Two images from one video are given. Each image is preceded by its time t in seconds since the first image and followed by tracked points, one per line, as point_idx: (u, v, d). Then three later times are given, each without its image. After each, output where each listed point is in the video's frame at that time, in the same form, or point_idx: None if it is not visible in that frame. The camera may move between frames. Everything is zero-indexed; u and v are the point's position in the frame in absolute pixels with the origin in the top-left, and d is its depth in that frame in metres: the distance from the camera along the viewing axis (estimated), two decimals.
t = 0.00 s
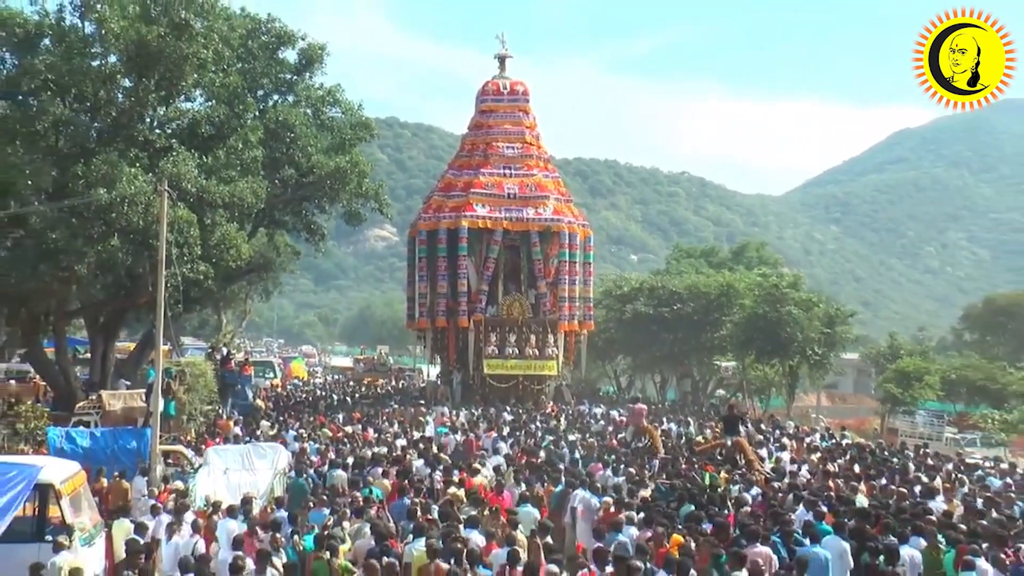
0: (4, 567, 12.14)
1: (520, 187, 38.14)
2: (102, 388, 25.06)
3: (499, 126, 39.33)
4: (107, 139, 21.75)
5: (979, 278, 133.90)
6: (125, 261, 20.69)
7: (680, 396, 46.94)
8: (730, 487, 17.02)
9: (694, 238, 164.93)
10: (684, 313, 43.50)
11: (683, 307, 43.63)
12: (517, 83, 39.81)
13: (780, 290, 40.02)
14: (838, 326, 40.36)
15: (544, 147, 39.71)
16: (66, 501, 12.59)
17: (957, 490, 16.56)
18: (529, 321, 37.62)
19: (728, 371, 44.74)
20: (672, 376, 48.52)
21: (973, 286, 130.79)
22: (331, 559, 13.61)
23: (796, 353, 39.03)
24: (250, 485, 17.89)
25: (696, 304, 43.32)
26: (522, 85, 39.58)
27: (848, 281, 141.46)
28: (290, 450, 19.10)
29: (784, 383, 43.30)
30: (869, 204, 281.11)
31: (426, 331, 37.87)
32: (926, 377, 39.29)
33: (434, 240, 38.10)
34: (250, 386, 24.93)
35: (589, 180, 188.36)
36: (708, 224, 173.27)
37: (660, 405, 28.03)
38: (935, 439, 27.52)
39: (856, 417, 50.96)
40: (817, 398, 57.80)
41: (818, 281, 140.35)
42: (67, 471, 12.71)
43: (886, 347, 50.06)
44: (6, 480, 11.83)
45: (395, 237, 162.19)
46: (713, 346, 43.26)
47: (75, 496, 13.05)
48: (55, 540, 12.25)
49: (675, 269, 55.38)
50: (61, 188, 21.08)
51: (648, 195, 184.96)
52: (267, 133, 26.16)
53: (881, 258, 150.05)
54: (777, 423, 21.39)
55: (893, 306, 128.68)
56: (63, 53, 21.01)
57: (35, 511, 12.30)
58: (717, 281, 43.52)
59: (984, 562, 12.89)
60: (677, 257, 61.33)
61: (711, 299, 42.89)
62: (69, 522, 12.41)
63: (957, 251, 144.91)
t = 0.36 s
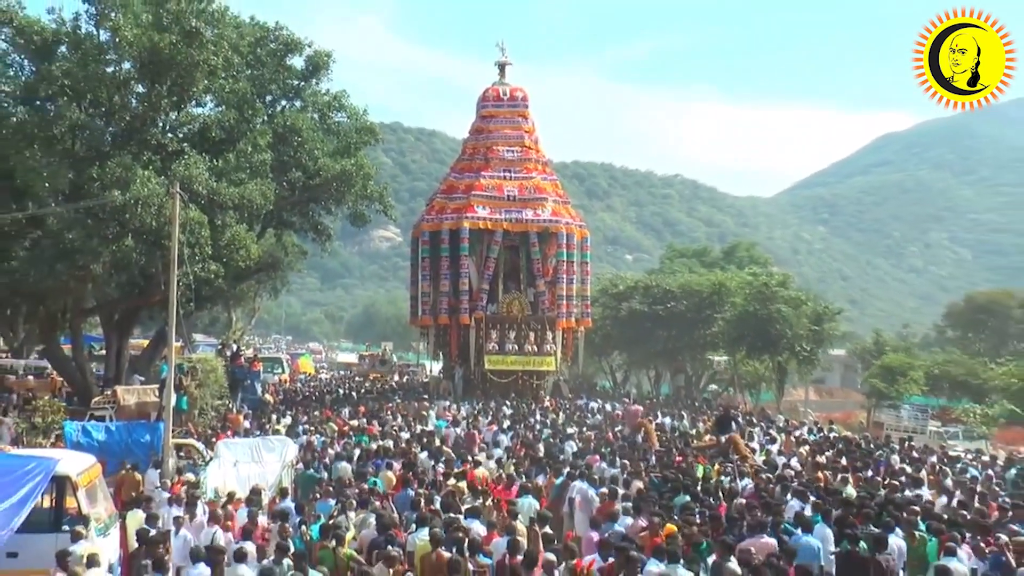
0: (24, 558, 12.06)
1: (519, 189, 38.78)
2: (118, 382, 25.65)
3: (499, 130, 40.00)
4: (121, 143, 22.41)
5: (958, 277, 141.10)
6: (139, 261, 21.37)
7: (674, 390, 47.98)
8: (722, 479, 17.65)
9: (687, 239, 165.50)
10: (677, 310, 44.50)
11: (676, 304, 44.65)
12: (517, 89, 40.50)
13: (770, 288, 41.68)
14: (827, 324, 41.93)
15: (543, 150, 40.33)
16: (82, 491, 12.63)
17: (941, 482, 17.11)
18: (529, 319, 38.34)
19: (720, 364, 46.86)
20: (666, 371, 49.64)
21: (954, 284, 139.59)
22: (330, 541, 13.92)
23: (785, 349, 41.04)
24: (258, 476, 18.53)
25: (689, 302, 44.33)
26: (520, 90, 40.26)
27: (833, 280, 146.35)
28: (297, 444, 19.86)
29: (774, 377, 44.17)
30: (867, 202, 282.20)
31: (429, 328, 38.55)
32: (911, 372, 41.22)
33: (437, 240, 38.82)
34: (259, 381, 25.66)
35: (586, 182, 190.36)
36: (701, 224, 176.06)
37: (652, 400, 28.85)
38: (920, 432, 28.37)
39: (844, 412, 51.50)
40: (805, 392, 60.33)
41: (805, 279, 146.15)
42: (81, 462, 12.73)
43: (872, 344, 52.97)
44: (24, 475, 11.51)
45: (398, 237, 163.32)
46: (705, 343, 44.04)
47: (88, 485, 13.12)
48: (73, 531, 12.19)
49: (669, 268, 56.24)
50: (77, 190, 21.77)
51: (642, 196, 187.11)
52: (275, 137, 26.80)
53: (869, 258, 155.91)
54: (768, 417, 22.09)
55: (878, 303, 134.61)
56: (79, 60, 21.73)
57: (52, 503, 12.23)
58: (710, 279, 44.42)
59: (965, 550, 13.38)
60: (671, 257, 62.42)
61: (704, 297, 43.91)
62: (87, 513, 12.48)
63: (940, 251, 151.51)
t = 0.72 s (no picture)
0: (45, 546, 12.62)
1: (519, 193, 39.47)
2: (132, 379, 26.39)
3: (500, 136, 40.70)
4: (136, 148, 23.20)
5: (940, 277, 154.28)
6: (153, 262, 22.13)
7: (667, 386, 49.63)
8: (715, 471, 18.29)
9: (680, 241, 172.51)
10: (671, 309, 45.70)
11: (671, 304, 45.86)
12: (517, 96, 41.21)
13: (761, 288, 42.39)
14: (815, 322, 43.04)
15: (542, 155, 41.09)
16: (99, 484, 13.23)
17: (926, 477, 17.58)
18: (529, 318, 39.01)
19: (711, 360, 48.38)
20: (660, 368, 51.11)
21: (936, 284, 152.07)
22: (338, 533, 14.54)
23: (775, 347, 41.65)
24: (268, 469, 19.18)
25: (683, 301, 45.61)
26: (520, 97, 40.99)
27: (821, 280, 158.14)
28: (305, 438, 20.56)
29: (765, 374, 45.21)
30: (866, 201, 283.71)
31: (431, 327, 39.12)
32: (896, 369, 44.05)
33: (440, 242, 39.56)
34: (268, 377, 26.41)
35: (583, 186, 194.57)
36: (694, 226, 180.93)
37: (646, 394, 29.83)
38: (904, 427, 29.35)
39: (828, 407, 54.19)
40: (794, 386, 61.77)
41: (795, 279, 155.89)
42: (99, 456, 13.30)
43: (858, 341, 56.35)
44: (41, 468, 11.00)
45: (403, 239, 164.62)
46: (698, 341, 45.29)
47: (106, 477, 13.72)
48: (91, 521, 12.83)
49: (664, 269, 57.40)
50: (94, 193, 22.54)
51: (638, 200, 192.41)
52: (283, 143, 27.53)
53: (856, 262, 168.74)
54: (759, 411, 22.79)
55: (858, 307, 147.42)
56: (96, 68, 22.54)
57: (71, 495, 12.86)
58: (703, 279, 45.89)
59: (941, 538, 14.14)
60: (665, 257, 63.57)
61: (697, 296, 45.28)
62: (104, 505, 13.07)
63: (923, 254, 166.91)
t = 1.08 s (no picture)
0: (60, 538, 13.21)
1: (518, 196, 40.13)
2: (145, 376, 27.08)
3: (500, 141, 41.26)
4: (148, 152, 24.06)
5: (926, 276, 155.87)
6: (165, 263, 22.79)
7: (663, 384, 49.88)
8: (708, 465, 18.87)
9: (673, 242, 178.48)
10: (666, 308, 46.40)
11: (666, 303, 46.56)
12: (516, 102, 41.86)
13: (753, 288, 43.53)
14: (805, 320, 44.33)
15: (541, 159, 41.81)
16: (112, 478, 13.82)
17: (913, 472, 18.05)
18: (529, 317, 40.02)
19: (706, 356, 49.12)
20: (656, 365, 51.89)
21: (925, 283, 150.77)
22: (343, 525, 15.08)
23: (767, 344, 42.63)
24: (275, 463, 19.87)
25: (678, 301, 46.28)
26: (520, 103, 41.64)
27: (811, 280, 162.24)
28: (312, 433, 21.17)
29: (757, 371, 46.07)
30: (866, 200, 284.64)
31: (434, 325, 39.77)
32: (883, 366, 45.69)
33: (442, 243, 40.24)
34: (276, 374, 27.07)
35: (582, 189, 197.33)
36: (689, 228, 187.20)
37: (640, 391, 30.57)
38: (890, 422, 30.15)
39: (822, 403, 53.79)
40: (785, 383, 62.85)
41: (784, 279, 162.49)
42: (112, 451, 13.89)
43: (846, 339, 57.86)
44: (57, 462, 11.61)
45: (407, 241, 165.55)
46: (692, 339, 45.90)
47: (118, 471, 14.35)
48: (103, 514, 13.41)
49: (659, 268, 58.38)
50: (108, 196, 23.23)
51: (635, 202, 196.42)
52: (290, 147, 28.16)
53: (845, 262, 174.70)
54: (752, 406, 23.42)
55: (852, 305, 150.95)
56: (109, 74, 23.15)
57: (84, 489, 13.42)
58: (697, 279, 46.53)
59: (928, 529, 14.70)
60: (660, 258, 64.48)
61: (691, 296, 45.88)
62: (117, 498, 13.67)
63: (910, 254, 168.95)
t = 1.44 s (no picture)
0: (79, 528, 13.97)
1: (518, 199, 41.04)
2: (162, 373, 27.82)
3: (500, 146, 42.42)
4: (163, 157, 24.90)
5: (912, 278, 159.41)
6: (179, 264, 23.68)
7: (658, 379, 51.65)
8: (702, 458, 19.58)
9: (669, 242, 183.30)
10: (661, 307, 47.57)
11: (660, 302, 47.78)
12: (517, 108, 42.88)
13: (745, 287, 45.65)
14: (794, 319, 46.29)
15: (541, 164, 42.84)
16: (129, 470, 14.51)
17: (898, 465, 18.74)
18: (529, 316, 41.02)
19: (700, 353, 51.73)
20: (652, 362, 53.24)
21: (910, 283, 156.19)
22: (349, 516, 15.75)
23: (757, 342, 44.84)
24: (285, 457, 20.57)
25: (672, 300, 47.44)
26: (520, 109, 42.66)
27: (800, 279, 166.19)
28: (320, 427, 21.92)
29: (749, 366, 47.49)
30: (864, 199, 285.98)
31: (437, 323, 40.63)
32: (868, 363, 47.32)
33: (445, 245, 41.14)
34: (285, 371, 27.89)
35: (580, 194, 203.14)
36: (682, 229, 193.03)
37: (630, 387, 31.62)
38: (876, 416, 31.18)
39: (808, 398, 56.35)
40: (776, 379, 64.50)
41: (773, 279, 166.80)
42: (128, 444, 14.56)
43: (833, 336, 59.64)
44: (76, 455, 12.34)
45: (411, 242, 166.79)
46: (686, 337, 47.36)
47: (135, 464, 15.04)
48: (120, 504, 14.13)
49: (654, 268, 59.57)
50: (124, 199, 24.08)
51: (631, 205, 204.26)
52: (299, 152, 29.00)
53: (830, 261, 178.31)
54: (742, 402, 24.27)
55: (840, 302, 152.18)
56: (125, 82, 24.04)
57: (103, 480, 14.18)
58: (691, 279, 48.06)
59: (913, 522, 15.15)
60: (655, 258, 65.76)
61: (685, 294, 47.17)
62: (134, 490, 14.35)
63: (895, 255, 172.30)
